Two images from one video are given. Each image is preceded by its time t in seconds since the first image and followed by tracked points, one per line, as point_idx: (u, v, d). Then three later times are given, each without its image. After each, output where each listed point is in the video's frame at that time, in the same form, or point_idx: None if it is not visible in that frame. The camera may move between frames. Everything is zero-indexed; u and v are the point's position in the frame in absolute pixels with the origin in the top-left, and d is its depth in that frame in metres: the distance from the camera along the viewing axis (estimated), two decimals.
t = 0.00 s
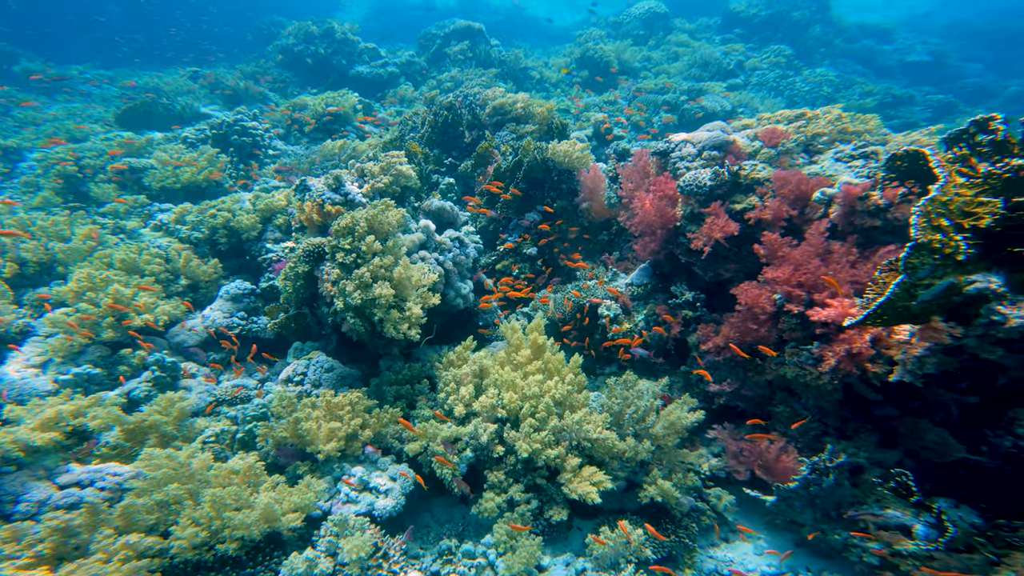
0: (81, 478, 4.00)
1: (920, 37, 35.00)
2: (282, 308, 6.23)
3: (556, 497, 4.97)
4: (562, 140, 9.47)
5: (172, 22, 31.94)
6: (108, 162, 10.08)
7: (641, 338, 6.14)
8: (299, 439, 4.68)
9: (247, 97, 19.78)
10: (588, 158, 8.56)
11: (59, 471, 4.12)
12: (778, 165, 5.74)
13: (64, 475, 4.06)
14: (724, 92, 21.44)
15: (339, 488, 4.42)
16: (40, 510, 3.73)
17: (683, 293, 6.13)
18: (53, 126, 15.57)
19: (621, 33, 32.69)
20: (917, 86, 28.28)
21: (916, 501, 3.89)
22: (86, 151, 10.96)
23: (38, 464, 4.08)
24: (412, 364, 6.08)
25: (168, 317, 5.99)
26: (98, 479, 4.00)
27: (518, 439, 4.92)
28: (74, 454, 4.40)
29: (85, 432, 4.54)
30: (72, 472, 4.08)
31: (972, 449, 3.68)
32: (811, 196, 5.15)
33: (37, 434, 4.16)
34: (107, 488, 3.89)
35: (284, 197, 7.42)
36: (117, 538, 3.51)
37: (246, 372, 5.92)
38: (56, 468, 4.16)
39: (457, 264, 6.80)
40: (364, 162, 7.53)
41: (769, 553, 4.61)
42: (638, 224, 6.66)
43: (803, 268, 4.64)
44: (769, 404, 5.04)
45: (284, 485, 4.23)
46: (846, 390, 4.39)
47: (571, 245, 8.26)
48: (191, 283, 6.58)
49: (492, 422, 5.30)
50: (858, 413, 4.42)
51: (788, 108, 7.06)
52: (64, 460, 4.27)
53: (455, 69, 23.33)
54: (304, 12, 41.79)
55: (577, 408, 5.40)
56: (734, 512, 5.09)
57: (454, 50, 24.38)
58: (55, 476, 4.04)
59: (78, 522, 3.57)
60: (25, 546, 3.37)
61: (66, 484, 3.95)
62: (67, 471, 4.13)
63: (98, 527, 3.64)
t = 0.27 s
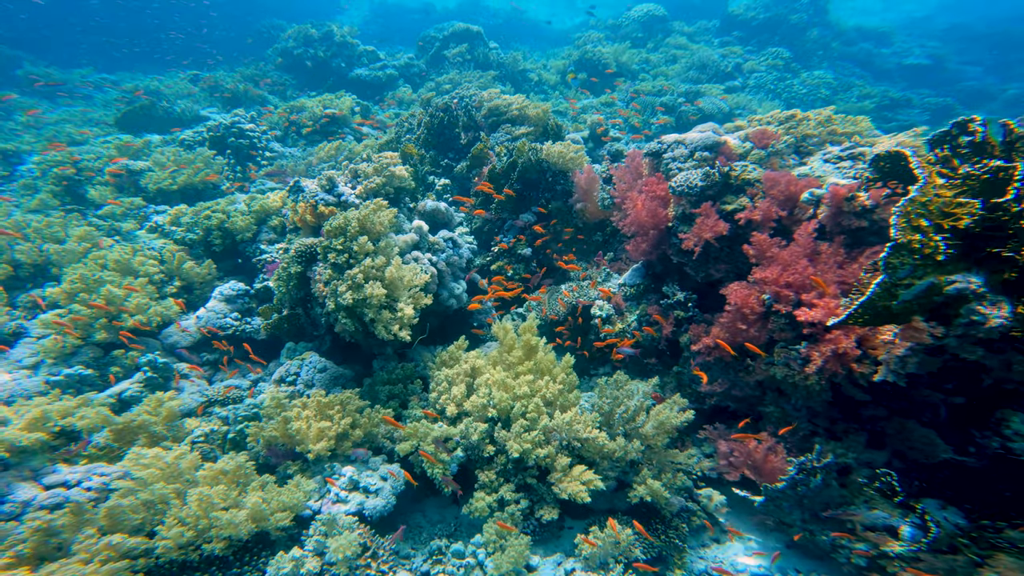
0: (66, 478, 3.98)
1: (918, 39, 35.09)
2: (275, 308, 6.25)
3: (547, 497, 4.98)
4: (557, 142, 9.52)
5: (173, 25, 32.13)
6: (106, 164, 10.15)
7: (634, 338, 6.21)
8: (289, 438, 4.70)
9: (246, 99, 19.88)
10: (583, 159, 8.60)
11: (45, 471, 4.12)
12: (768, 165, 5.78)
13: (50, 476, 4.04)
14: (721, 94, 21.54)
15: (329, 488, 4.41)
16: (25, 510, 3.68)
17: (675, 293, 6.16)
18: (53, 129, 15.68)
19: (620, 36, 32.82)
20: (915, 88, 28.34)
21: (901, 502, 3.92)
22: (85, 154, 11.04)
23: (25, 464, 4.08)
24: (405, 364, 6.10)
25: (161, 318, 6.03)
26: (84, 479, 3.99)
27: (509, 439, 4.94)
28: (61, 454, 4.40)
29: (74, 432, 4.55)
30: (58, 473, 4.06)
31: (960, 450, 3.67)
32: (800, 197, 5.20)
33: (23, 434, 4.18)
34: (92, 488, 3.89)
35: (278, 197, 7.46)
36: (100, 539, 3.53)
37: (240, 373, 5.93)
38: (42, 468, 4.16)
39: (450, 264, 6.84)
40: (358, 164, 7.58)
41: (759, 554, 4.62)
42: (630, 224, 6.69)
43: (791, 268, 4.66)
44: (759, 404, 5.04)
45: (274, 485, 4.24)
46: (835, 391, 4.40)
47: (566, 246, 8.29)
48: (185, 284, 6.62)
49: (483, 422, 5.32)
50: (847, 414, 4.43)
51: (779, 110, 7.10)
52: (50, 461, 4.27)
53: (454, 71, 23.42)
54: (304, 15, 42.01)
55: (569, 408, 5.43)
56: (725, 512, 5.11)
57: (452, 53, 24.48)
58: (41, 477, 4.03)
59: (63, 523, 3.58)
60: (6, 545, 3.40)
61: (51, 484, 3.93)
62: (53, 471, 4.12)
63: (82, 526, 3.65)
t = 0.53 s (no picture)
0: (39, 476, 3.85)
1: (910, 41, 35.36)
2: (265, 306, 6.25)
3: (533, 494, 4.99)
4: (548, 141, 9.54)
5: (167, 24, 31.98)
6: (95, 163, 10.10)
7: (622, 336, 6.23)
8: (274, 435, 4.71)
9: (240, 98, 19.82)
10: (574, 158, 8.63)
11: (18, 470, 3.99)
12: (753, 164, 5.83)
13: (23, 474, 3.91)
14: (715, 95, 21.64)
15: (314, 485, 4.42)
16: None
17: (663, 291, 6.19)
18: (44, 128, 15.58)
19: (615, 36, 32.91)
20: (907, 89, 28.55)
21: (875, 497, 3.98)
22: (74, 152, 10.98)
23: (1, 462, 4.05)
24: (394, 361, 6.11)
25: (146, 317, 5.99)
26: (58, 477, 3.88)
27: (496, 436, 4.96)
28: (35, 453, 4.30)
29: (51, 429, 4.50)
30: (32, 471, 3.94)
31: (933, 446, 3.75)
32: (784, 195, 5.25)
33: None
34: (68, 486, 3.77)
35: (267, 195, 7.44)
36: (73, 536, 3.44)
37: (229, 371, 5.92)
38: (17, 466, 4.09)
39: (440, 262, 6.84)
40: (348, 162, 7.57)
41: (741, 550, 4.68)
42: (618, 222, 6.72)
43: (774, 266, 4.71)
44: (744, 401, 5.06)
45: (257, 482, 4.25)
46: (816, 387, 4.46)
47: (556, 244, 8.31)
48: (172, 282, 6.60)
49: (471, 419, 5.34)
50: (828, 410, 4.49)
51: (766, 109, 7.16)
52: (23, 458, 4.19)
53: (449, 71, 23.42)
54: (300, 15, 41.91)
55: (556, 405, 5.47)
56: (710, 509, 5.15)
57: (447, 53, 24.44)
58: (14, 475, 3.91)
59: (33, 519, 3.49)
60: None
61: (24, 483, 3.79)
62: (27, 470, 4.00)
63: (53, 524, 3.54)
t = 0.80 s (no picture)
0: (13, 472, 3.77)
1: (903, 42, 35.63)
2: (253, 303, 6.22)
3: (520, 490, 5.00)
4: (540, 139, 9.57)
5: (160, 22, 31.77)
6: (84, 160, 10.06)
7: (611, 333, 6.27)
8: (259, 432, 4.71)
9: (233, 96, 19.73)
10: (565, 156, 8.66)
11: None
12: (739, 162, 5.88)
13: None
14: (709, 95, 21.73)
15: (299, 482, 4.42)
16: None
17: (652, 288, 6.23)
18: (34, 125, 15.46)
19: (611, 36, 32.97)
20: (899, 89, 28.78)
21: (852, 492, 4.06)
22: (63, 150, 10.90)
23: None
24: (383, 358, 6.10)
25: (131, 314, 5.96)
26: (32, 474, 3.80)
27: (483, 433, 4.97)
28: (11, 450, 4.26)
29: (27, 427, 4.41)
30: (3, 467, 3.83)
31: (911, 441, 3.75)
32: (768, 192, 5.31)
33: None
34: (42, 482, 3.73)
35: (256, 192, 7.41)
36: (45, 532, 3.40)
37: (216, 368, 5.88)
38: None
39: (430, 260, 6.81)
40: (337, 160, 7.56)
41: (724, 545, 4.74)
42: (607, 220, 6.75)
43: (758, 262, 4.76)
44: (730, 397, 5.10)
45: (241, 478, 4.21)
46: (799, 383, 4.47)
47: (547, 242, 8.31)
48: (159, 280, 6.58)
49: (458, 416, 5.36)
50: (811, 406, 4.50)
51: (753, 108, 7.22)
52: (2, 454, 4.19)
53: (444, 69, 23.39)
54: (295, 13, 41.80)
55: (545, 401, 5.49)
56: (696, 505, 5.18)
57: (442, 51, 24.38)
58: None
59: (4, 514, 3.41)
60: None
61: None
62: None
63: (24, 520, 3.47)
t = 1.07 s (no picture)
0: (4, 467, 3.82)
1: (903, 40, 35.55)
2: (247, 300, 6.24)
3: (511, 487, 5.01)
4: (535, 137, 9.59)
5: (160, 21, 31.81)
6: (82, 158, 10.10)
7: (604, 330, 6.28)
8: (250, 428, 4.72)
9: (232, 95, 19.75)
10: (560, 154, 8.67)
11: None
12: (731, 160, 5.90)
13: None
14: (708, 93, 21.69)
15: (289, 478, 4.44)
16: None
17: (644, 286, 6.24)
18: (33, 124, 15.52)
19: (610, 35, 32.93)
20: (898, 88, 28.74)
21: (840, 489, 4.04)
22: (61, 148, 10.95)
23: None
24: (377, 355, 6.13)
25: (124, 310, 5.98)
26: (22, 469, 3.85)
27: (474, 429, 4.98)
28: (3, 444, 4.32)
29: (18, 421, 4.48)
30: None
31: (898, 437, 3.79)
32: (759, 189, 5.32)
33: None
34: (31, 478, 3.78)
35: (251, 190, 7.43)
36: (32, 526, 3.43)
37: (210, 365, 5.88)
38: None
39: (424, 257, 6.81)
40: (332, 157, 7.57)
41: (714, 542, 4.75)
42: (600, 218, 6.77)
43: (748, 259, 4.78)
44: (721, 395, 5.10)
45: (231, 473, 4.23)
46: (789, 379, 4.47)
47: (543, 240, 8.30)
48: (153, 277, 6.62)
49: (450, 412, 5.37)
50: (800, 403, 4.50)
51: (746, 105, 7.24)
52: None
53: (442, 68, 23.39)
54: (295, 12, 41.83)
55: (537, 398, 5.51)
56: (687, 501, 5.21)
57: (441, 50, 24.33)
58: None
59: None
60: None
61: None
62: None
63: (12, 515, 3.50)
